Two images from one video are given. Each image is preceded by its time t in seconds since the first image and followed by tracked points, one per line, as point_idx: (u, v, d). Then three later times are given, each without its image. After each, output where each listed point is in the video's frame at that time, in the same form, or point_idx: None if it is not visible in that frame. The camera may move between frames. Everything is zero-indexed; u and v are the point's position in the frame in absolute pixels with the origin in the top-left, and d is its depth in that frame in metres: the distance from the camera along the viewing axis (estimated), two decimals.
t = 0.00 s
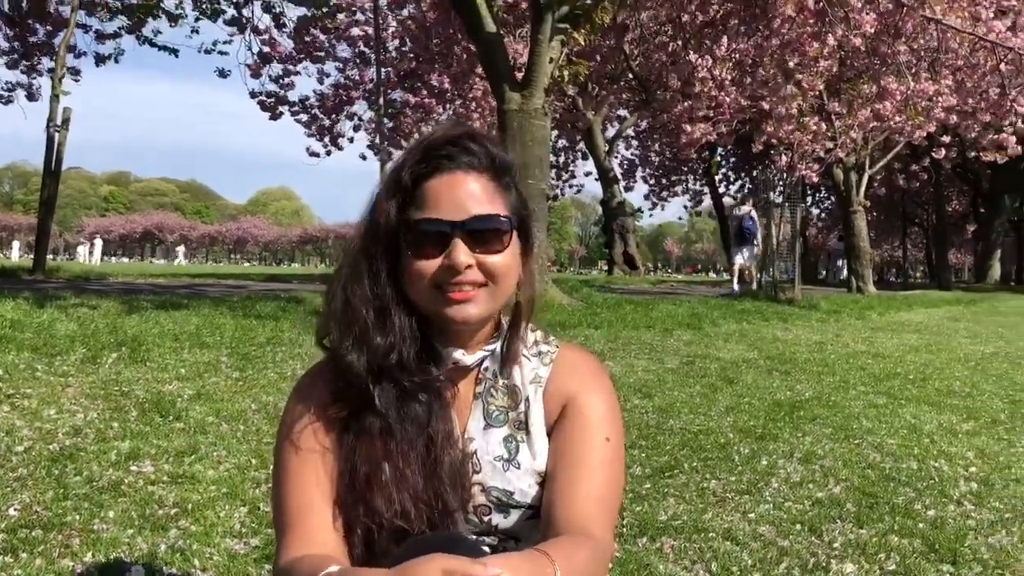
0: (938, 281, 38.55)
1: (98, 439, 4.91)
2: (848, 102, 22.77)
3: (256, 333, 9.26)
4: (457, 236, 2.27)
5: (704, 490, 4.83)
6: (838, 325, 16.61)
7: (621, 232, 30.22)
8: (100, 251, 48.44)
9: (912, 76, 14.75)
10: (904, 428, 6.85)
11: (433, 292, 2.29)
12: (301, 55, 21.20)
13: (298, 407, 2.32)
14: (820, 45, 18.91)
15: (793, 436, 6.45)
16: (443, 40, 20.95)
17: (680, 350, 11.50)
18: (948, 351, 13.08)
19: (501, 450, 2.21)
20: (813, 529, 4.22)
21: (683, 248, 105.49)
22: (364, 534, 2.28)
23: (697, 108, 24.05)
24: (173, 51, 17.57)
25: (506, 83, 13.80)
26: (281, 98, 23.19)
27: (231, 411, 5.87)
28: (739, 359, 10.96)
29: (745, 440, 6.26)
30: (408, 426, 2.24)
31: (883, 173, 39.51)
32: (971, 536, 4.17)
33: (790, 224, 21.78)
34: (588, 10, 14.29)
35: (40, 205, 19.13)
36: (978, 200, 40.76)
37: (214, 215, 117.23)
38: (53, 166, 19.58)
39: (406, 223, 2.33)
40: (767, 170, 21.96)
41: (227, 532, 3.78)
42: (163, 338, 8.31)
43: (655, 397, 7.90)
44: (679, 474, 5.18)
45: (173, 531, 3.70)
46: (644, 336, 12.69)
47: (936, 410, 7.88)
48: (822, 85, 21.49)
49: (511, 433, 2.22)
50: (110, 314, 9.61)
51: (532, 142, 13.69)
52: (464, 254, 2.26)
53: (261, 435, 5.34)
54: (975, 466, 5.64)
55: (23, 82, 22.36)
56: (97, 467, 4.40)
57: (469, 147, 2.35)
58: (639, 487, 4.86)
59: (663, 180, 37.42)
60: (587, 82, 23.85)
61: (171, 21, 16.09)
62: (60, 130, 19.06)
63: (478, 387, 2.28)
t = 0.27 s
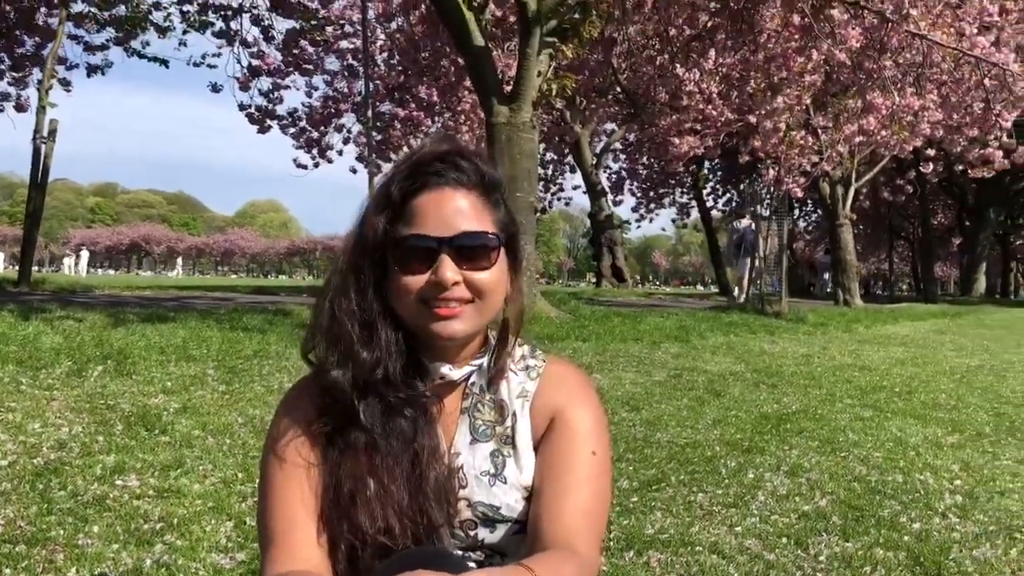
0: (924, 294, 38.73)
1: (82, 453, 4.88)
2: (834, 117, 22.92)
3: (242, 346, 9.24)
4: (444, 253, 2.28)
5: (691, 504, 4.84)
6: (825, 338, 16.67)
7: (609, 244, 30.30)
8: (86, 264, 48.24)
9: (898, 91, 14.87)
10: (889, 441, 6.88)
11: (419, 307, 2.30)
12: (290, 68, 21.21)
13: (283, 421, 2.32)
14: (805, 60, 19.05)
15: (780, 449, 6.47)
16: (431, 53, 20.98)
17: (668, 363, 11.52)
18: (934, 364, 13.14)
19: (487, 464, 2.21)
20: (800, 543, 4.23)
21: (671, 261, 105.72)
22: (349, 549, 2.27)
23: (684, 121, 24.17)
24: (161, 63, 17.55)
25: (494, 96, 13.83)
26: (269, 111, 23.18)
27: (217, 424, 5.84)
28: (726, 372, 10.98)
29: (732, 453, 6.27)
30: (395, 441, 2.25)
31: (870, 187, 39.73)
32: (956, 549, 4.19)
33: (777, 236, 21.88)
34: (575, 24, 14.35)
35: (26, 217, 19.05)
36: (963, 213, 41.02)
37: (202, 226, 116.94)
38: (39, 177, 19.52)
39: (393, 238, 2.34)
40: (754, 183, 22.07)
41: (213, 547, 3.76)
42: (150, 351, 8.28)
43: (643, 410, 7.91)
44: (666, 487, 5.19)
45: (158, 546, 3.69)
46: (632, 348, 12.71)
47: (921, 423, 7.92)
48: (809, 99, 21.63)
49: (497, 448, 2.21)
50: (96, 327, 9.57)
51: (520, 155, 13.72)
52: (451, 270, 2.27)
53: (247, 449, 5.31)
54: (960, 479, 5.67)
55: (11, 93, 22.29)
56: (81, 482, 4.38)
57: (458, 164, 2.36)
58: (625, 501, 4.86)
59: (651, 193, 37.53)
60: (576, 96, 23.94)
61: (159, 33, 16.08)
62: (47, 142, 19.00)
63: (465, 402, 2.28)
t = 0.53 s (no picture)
0: (910, 306, 38.92)
1: (68, 472, 4.86)
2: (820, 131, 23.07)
3: (230, 362, 9.21)
4: (428, 273, 2.29)
5: (678, 519, 4.85)
6: (812, 350, 16.73)
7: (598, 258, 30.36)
8: (72, 279, 48.15)
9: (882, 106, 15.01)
10: (876, 455, 6.91)
11: (403, 327, 2.31)
12: (279, 82, 21.23)
13: (269, 440, 2.32)
14: (790, 74, 19.19)
15: (767, 463, 6.50)
16: (420, 68, 21.01)
17: (656, 377, 11.53)
18: (920, 376, 13.20)
19: (473, 485, 2.21)
20: (786, 558, 4.25)
21: (658, 274, 105.99)
22: (334, 568, 2.27)
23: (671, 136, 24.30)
24: (149, 77, 17.52)
25: (482, 111, 13.88)
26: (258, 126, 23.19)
27: (204, 441, 5.83)
28: (713, 385, 11.01)
29: (719, 467, 6.29)
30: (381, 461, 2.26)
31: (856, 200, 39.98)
32: (941, 563, 4.21)
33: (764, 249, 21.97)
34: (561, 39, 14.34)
35: (12, 232, 18.97)
36: (948, 226, 41.29)
37: (189, 241, 116.69)
38: (26, 193, 19.44)
39: (378, 258, 2.35)
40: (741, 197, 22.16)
41: (199, 565, 3.76)
42: (137, 368, 8.25)
43: (631, 424, 7.92)
44: (654, 502, 5.20)
45: (144, 565, 3.67)
46: (620, 362, 12.73)
47: (907, 436, 7.96)
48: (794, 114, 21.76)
49: (483, 468, 2.22)
50: (82, 344, 9.54)
51: (508, 170, 13.78)
52: (435, 290, 2.28)
53: (234, 466, 5.31)
54: (945, 492, 5.70)
55: None
56: (66, 501, 4.36)
57: (441, 185, 2.37)
58: (613, 516, 4.87)
59: (639, 207, 37.66)
60: (564, 110, 24.00)
61: (147, 48, 16.08)
62: (34, 157, 18.95)
63: (451, 422, 2.28)
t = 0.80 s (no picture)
0: (896, 316, 39.08)
1: (50, 490, 4.82)
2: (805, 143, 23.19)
3: (215, 377, 9.16)
4: (409, 290, 2.29)
5: (665, 533, 4.85)
6: (799, 361, 16.77)
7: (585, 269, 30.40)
8: (57, 293, 47.86)
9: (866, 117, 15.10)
10: (862, 466, 6.92)
11: (384, 344, 2.30)
12: (265, 96, 21.21)
13: (252, 459, 2.31)
14: (774, 86, 19.30)
15: (754, 475, 6.50)
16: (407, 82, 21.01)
17: (644, 389, 11.53)
18: (906, 386, 13.24)
19: (457, 503, 2.20)
20: (772, 571, 4.25)
21: (645, 284, 106.19)
22: None
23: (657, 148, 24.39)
24: (134, 91, 17.47)
25: (468, 124, 13.89)
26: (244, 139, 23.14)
27: (189, 458, 5.80)
28: (700, 397, 11.02)
29: (706, 480, 6.29)
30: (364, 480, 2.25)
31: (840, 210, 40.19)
32: None
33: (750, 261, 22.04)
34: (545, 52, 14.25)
35: None
36: (933, 236, 41.55)
37: (175, 254, 116.24)
38: (9, 207, 19.32)
39: (359, 275, 2.35)
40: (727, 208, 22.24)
41: None
42: (122, 384, 8.20)
43: (618, 437, 7.91)
44: (641, 517, 5.20)
45: None
46: (607, 374, 12.72)
47: (893, 447, 7.98)
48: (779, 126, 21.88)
49: (466, 485, 2.21)
50: (66, 360, 9.47)
51: (495, 182, 13.79)
52: (415, 306, 2.27)
53: (219, 483, 5.28)
54: (931, 504, 5.71)
55: None
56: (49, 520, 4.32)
57: (422, 201, 2.37)
58: (600, 531, 4.86)
59: (626, 219, 37.75)
60: (550, 123, 24.06)
61: (132, 63, 16.05)
62: (18, 171, 18.83)
63: (434, 439, 2.27)
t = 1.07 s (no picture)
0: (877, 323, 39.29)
1: (26, 508, 4.78)
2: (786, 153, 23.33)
3: (195, 391, 9.09)
4: (388, 308, 2.28)
5: (647, 546, 4.84)
6: (781, 369, 16.83)
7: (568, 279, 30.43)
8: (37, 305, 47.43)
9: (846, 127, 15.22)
10: (842, 476, 6.95)
11: (361, 362, 2.29)
12: (246, 106, 21.14)
13: (229, 479, 2.29)
14: (755, 96, 19.41)
15: (735, 485, 6.50)
16: (389, 92, 20.99)
17: (626, 399, 11.53)
18: (887, 394, 13.32)
19: (435, 523, 2.19)
20: None
21: (628, 293, 106.41)
22: None
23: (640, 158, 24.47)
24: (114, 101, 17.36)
25: (450, 134, 13.89)
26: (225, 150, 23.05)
27: (168, 473, 5.75)
28: (683, 407, 11.02)
29: (688, 491, 6.29)
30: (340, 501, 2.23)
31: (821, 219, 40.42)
32: None
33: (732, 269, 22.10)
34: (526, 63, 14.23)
35: None
36: (913, 244, 41.86)
37: (156, 265, 115.62)
38: None
39: (335, 293, 2.34)
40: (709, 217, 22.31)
41: None
42: (101, 398, 8.14)
43: (601, 448, 7.90)
44: (623, 529, 5.20)
45: None
46: (590, 384, 12.72)
47: (874, 455, 8.01)
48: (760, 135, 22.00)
49: (444, 506, 2.20)
50: (44, 374, 9.39)
51: (477, 192, 13.80)
52: (392, 324, 2.26)
53: (198, 499, 5.24)
54: (911, 513, 5.74)
55: None
56: (24, 539, 4.28)
57: (399, 219, 2.37)
58: (581, 544, 4.84)
59: (609, 228, 37.82)
60: (533, 133, 24.11)
61: (112, 73, 15.97)
62: None
63: (412, 458, 2.26)
